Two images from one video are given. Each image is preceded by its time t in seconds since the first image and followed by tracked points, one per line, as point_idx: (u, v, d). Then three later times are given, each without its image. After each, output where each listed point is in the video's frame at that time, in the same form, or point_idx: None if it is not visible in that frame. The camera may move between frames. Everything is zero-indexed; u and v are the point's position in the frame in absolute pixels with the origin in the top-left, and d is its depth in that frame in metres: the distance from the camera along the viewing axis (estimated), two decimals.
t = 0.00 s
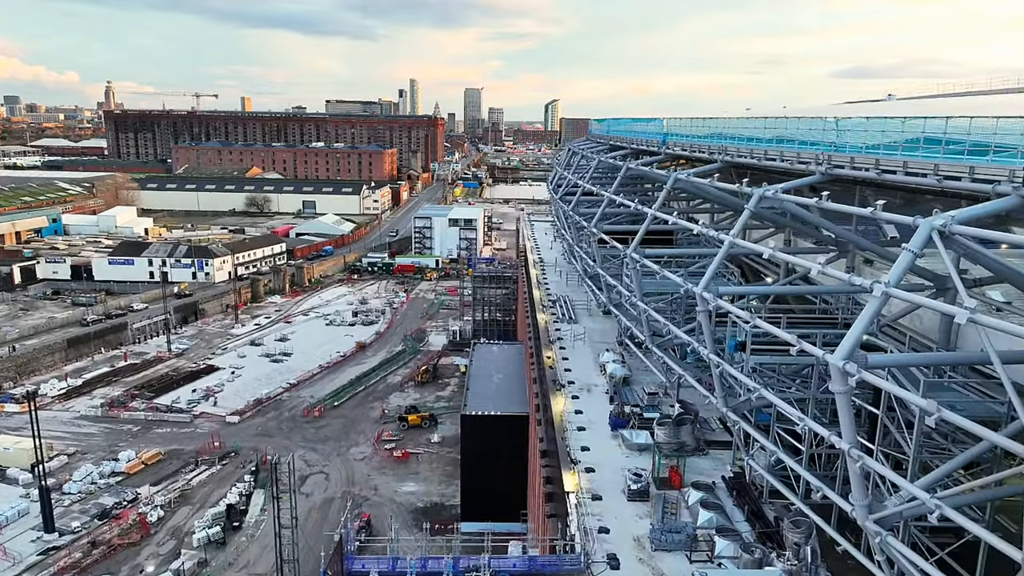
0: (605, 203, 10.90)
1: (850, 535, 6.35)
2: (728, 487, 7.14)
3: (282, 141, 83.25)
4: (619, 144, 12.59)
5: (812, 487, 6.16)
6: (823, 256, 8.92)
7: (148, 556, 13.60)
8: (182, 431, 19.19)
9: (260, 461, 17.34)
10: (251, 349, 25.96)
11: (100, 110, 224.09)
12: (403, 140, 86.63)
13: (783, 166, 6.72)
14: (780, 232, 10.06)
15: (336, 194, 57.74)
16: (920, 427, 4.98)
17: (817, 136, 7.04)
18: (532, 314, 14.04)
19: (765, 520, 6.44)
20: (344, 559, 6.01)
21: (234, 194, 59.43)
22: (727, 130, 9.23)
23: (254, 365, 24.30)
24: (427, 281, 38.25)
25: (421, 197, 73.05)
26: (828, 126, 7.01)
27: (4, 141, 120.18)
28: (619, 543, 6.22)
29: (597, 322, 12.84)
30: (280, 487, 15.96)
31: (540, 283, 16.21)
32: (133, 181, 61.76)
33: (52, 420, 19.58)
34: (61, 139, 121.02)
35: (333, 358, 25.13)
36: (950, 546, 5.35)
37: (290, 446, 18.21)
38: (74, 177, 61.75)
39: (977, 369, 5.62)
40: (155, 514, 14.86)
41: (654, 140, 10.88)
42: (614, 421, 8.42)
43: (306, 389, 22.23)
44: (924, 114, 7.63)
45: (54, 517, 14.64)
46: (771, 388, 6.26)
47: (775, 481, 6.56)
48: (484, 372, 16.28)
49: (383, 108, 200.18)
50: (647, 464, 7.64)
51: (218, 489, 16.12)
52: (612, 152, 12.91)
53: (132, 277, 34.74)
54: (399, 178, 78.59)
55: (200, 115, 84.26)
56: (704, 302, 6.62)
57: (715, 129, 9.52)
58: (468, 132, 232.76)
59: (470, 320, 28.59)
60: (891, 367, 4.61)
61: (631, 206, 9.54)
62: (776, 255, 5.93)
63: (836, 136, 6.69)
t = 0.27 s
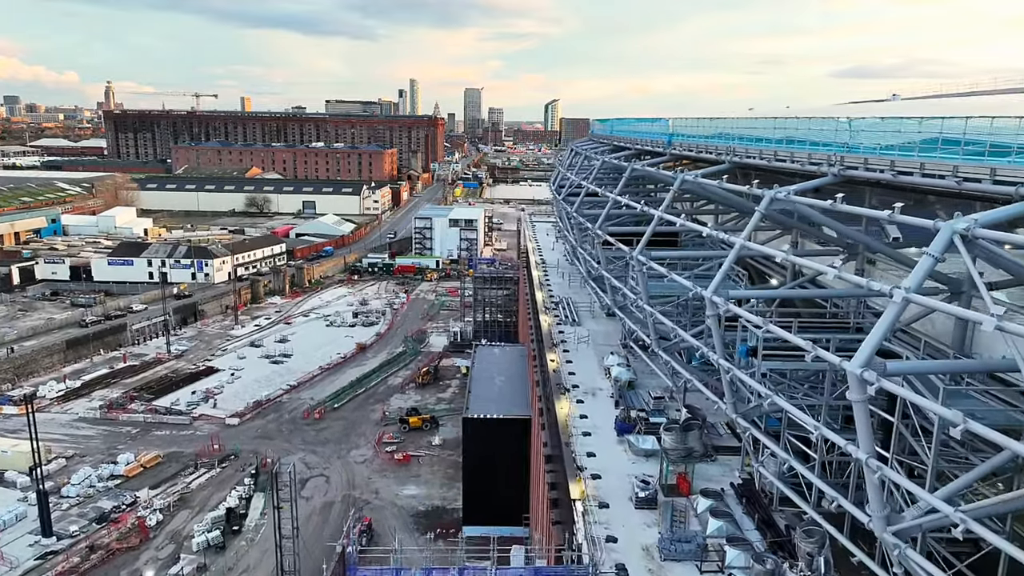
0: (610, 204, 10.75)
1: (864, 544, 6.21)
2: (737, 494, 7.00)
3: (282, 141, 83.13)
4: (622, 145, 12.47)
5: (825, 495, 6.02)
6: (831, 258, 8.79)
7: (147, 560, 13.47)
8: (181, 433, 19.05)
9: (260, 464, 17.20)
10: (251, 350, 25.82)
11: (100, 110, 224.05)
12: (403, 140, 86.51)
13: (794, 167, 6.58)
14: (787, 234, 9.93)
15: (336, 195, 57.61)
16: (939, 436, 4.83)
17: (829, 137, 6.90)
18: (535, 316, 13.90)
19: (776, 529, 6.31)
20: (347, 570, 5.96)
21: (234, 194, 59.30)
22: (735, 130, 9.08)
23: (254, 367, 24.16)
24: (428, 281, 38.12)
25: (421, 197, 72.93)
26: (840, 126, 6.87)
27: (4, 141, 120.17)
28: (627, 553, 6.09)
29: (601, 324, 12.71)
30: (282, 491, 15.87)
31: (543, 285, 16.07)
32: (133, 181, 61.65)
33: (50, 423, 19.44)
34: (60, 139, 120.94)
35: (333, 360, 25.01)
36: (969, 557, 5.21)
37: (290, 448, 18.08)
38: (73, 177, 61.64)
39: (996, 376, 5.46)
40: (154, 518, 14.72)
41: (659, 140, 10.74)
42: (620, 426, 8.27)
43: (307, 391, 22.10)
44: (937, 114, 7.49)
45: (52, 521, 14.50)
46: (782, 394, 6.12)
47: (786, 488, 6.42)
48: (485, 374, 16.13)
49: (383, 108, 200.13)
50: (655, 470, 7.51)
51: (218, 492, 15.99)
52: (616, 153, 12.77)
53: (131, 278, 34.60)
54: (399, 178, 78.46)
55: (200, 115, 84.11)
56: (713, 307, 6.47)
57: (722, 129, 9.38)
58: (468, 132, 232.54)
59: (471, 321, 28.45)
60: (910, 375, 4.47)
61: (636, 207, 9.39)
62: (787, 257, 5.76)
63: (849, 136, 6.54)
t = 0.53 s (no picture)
0: (614, 205, 10.61)
1: (878, 554, 6.06)
2: (747, 502, 6.85)
3: (282, 141, 83.01)
4: (626, 145, 12.33)
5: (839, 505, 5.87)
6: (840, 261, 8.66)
7: (146, 565, 13.33)
8: (180, 436, 18.90)
9: (260, 467, 17.06)
10: (251, 352, 25.68)
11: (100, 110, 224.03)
12: (403, 140, 86.38)
13: (806, 169, 6.43)
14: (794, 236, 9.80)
15: (336, 195, 57.48)
16: (961, 446, 4.67)
17: (841, 138, 6.76)
18: (538, 318, 13.77)
19: (788, 538, 6.16)
20: None
21: (234, 194, 59.17)
22: (742, 131, 8.95)
23: (254, 369, 24.03)
24: (429, 282, 37.99)
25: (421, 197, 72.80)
26: (852, 127, 6.73)
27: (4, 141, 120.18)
28: (635, 563, 5.94)
29: (605, 327, 12.58)
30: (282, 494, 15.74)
31: (545, 287, 15.93)
32: (132, 181, 61.52)
33: (49, 425, 19.30)
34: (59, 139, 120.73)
35: (334, 361, 24.88)
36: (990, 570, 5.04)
37: (291, 451, 17.94)
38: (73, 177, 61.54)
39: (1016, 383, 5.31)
40: (153, 522, 14.58)
41: (665, 141, 10.59)
42: (626, 431, 8.13)
43: (307, 393, 21.96)
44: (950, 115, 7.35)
45: (50, 525, 14.36)
46: (795, 400, 5.97)
47: (798, 497, 6.27)
48: (487, 377, 15.97)
49: (383, 108, 200.07)
50: (662, 477, 7.37)
51: (217, 495, 15.85)
52: (620, 153, 12.63)
53: (131, 279, 34.46)
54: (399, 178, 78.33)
55: (200, 115, 83.94)
56: (723, 311, 6.34)
57: (729, 129, 9.24)
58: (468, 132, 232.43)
59: (472, 322, 28.32)
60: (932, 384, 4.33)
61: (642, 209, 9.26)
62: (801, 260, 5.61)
63: (862, 137, 6.39)
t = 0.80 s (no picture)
0: (619, 206, 10.48)
1: (891, 564, 5.93)
2: (756, 509, 6.71)
3: (282, 142, 82.88)
4: (630, 145, 12.18)
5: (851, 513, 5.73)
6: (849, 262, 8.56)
7: (144, 570, 13.20)
8: (179, 438, 18.77)
9: (260, 470, 16.92)
10: (251, 353, 25.54)
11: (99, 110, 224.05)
12: (403, 140, 86.28)
13: (817, 170, 6.30)
14: (801, 237, 9.68)
15: (336, 195, 57.36)
16: (979, 454, 4.53)
17: (852, 138, 6.62)
18: (540, 320, 13.63)
19: (799, 547, 6.03)
20: None
21: (234, 195, 59.04)
22: (749, 131, 8.82)
23: (254, 370, 23.89)
24: (429, 283, 37.87)
25: (421, 197, 72.67)
26: (865, 128, 6.59)
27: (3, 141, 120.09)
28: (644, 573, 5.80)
29: (608, 329, 12.46)
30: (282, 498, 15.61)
31: (547, 288, 15.80)
32: (131, 181, 61.37)
33: (47, 428, 19.16)
34: (58, 139, 120.65)
35: (334, 363, 24.76)
36: None
37: (291, 454, 17.83)
38: (72, 178, 61.36)
39: None
40: (152, 525, 14.44)
41: (670, 141, 10.45)
42: (632, 436, 8.00)
43: (307, 394, 21.83)
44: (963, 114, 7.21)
45: (48, 529, 14.21)
46: (808, 406, 5.83)
47: (809, 504, 6.14)
48: (489, 379, 15.82)
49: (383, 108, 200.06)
50: (669, 483, 7.23)
51: (217, 498, 15.71)
52: (624, 154, 12.50)
53: (130, 279, 34.33)
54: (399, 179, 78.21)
55: (199, 115, 83.75)
56: (733, 315, 6.20)
57: (736, 129, 9.11)
58: (468, 132, 232.28)
59: (472, 322, 28.18)
60: (952, 391, 4.19)
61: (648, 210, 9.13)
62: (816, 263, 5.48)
63: (876, 137, 6.25)
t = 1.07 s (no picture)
0: (624, 207, 10.34)
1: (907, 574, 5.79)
2: (767, 517, 6.57)
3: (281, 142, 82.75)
4: (634, 146, 12.04)
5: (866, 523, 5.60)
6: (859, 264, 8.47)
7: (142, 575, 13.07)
8: (178, 441, 18.64)
9: (260, 472, 16.79)
10: (250, 354, 25.41)
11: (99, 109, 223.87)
12: (403, 140, 86.10)
13: (828, 170, 6.17)
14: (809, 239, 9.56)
15: (336, 195, 57.21)
16: (1002, 464, 4.40)
17: (865, 139, 6.49)
18: (543, 322, 13.49)
19: (812, 557, 5.89)
20: None
21: (233, 195, 58.90)
22: (757, 131, 8.69)
23: (254, 371, 23.75)
24: (430, 283, 37.74)
25: (421, 197, 72.55)
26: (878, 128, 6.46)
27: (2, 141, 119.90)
28: None
29: (612, 331, 12.31)
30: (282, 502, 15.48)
31: (550, 290, 15.65)
32: (131, 181, 61.23)
33: (45, 430, 19.02)
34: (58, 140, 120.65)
35: (334, 364, 24.62)
36: None
37: (291, 456, 17.70)
38: (71, 178, 61.22)
39: None
40: (151, 529, 14.30)
41: (676, 141, 10.30)
42: (638, 442, 7.86)
43: (307, 396, 21.69)
44: (978, 114, 7.07)
45: (46, 533, 14.08)
46: (822, 414, 5.68)
47: (823, 513, 6.00)
48: (491, 382, 15.65)
49: (383, 108, 199.91)
50: (678, 490, 7.10)
51: (216, 502, 15.58)
52: (628, 154, 12.35)
53: (129, 280, 34.20)
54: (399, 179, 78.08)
55: (199, 114, 83.60)
56: (744, 319, 6.06)
57: (744, 130, 8.97)
58: (467, 132, 232.16)
59: (473, 323, 28.05)
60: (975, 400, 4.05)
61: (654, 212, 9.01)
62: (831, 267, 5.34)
63: (890, 137, 6.10)
